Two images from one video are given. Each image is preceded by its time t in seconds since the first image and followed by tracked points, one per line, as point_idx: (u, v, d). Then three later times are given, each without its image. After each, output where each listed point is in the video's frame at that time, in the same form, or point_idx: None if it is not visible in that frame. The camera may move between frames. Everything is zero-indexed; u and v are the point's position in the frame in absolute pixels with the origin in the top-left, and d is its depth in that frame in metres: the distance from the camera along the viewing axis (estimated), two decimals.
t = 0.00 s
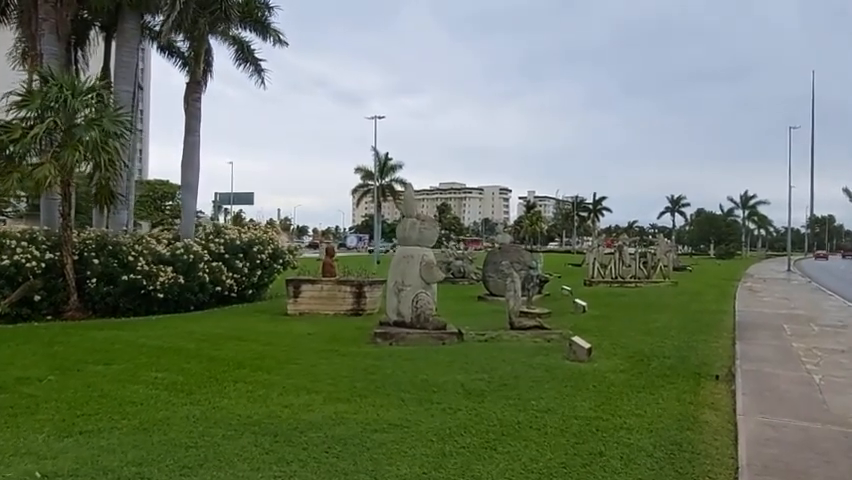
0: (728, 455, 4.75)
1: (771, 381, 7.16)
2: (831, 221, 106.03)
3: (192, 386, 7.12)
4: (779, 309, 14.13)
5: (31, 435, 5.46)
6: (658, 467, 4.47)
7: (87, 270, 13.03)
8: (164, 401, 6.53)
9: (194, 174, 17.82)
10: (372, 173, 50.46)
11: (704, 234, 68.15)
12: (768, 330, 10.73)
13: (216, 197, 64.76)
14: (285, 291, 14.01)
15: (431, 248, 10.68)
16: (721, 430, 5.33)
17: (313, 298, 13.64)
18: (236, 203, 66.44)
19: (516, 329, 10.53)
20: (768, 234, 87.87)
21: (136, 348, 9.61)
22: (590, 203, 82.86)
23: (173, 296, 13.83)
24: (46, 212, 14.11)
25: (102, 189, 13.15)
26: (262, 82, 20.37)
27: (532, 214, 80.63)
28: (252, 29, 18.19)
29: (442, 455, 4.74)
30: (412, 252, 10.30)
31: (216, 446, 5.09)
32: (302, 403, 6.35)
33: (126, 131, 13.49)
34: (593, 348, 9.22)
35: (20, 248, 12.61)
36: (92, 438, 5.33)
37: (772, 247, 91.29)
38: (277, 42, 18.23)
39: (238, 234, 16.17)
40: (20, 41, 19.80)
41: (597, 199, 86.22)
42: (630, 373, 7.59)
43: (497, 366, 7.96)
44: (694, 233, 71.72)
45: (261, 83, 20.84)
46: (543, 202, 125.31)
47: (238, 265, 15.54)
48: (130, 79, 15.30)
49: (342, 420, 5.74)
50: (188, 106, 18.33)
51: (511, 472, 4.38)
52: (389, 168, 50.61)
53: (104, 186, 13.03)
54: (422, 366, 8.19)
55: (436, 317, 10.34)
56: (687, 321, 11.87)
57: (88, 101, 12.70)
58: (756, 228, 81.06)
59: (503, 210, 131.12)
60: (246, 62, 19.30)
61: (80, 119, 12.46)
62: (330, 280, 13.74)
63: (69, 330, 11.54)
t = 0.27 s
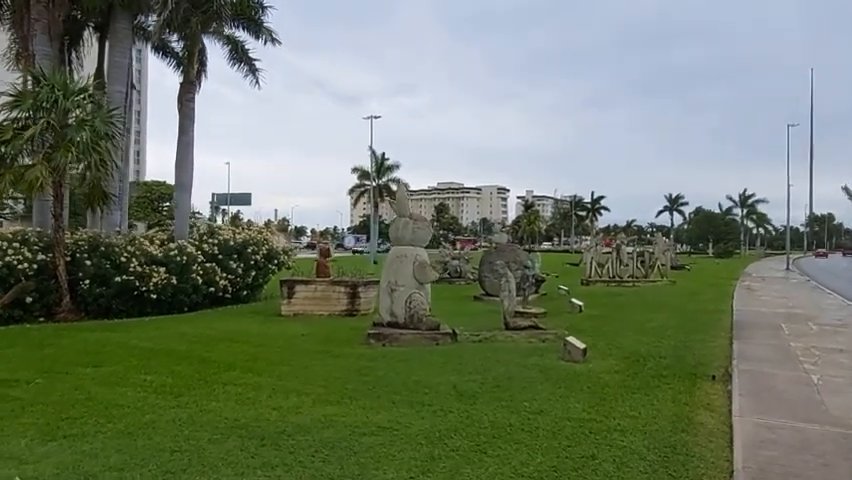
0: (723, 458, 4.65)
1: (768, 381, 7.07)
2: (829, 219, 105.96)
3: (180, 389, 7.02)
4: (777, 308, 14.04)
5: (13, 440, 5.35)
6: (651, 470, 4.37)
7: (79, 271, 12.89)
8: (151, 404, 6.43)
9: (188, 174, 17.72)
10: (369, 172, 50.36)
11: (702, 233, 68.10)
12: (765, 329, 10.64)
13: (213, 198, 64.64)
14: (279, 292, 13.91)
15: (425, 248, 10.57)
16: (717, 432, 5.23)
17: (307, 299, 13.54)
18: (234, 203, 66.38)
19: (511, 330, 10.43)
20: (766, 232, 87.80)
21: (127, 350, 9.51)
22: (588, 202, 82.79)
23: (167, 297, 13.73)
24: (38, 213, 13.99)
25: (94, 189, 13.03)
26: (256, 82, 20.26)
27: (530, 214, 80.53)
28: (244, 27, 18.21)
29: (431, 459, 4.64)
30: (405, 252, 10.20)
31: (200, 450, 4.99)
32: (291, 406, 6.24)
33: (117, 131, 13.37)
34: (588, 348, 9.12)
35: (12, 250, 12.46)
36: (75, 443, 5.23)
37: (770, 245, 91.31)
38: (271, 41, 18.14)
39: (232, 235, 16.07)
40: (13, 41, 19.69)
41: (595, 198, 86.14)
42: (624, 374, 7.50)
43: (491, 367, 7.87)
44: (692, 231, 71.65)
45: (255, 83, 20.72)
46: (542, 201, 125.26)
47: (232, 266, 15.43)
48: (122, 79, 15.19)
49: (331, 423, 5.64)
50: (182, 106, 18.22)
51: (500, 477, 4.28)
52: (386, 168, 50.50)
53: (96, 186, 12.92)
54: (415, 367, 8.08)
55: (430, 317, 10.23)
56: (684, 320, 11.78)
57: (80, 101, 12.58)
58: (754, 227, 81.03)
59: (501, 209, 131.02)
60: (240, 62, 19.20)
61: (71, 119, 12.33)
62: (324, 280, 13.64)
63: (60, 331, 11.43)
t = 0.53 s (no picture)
0: (716, 462, 4.52)
1: (764, 382, 6.94)
2: (831, 219, 105.73)
3: (166, 391, 6.90)
4: (776, 307, 13.92)
5: None
6: (641, 475, 4.24)
7: (70, 272, 12.84)
8: (134, 408, 6.31)
9: (184, 174, 17.62)
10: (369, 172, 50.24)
11: (704, 233, 67.94)
12: (763, 329, 10.51)
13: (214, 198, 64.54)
14: (274, 292, 13.79)
15: (420, 248, 10.45)
16: (710, 435, 5.10)
17: (302, 299, 13.43)
18: (234, 204, 66.26)
19: (507, 330, 10.30)
20: (768, 232, 87.59)
21: (117, 352, 9.39)
22: (589, 202, 82.64)
23: (160, 298, 13.65)
24: (30, 214, 13.90)
25: (86, 189, 12.92)
26: (253, 81, 20.16)
27: (531, 214, 80.37)
28: (240, 27, 18.16)
29: (415, 464, 4.51)
30: (400, 252, 10.06)
31: (180, 456, 4.87)
32: (277, 409, 6.12)
33: (109, 130, 13.26)
34: (584, 349, 8.99)
35: (3, 251, 12.37)
36: (52, 448, 5.10)
37: (772, 246, 91.14)
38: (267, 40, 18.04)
39: (228, 235, 15.97)
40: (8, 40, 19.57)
41: (597, 198, 85.98)
42: (619, 375, 7.37)
43: (483, 368, 7.74)
44: (693, 232, 71.47)
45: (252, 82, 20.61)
46: (543, 202, 125.11)
47: (228, 267, 15.32)
48: (115, 78, 15.09)
49: (316, 427, 5.52)
50: (178, 106, 18.11)
51: None
52: (386, 168, 50.39)
53: (87, 186, 12.81)
54: (407, 368, 7.96)
55: (425, 318, 10.10)
56: (682, 320, 11.65)
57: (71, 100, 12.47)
58: (756, 227, 80.83)
59: (503, 210, 130.85)
60: (236, 61, 19.10)
61: (62, 118, 12.22)
62: (320, 281, 13.53)
63: (51, 333, 11.33)
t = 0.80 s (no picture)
0: (707, 470, 4.35)
1: (758, 385, 6.77)
2: (830, 219, 105.49)
3: (146, 395, 6.73)
4: (774, 308, 13.74)
5: None
6: None
7: (58, 272, 12.77)
8: (111, 412, 6.14)
9: (176, 173, 17.46)
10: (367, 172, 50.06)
11: (703, 233, 67.76)
12: (760, 330, 10.33)
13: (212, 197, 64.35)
14: (265, 293, 13.62)
15: (411, 247, 10.28)
16: (701, 441, 4.93)
17: (294, 300, 13.27)
18: (232, 203, 66.07)
19: (500, 331, 10.11)
20: (767, 232, 87.37)
21: (101, 354, 9.21)
22: (589, 202, 82.45)
23: (150, 298, 13.54)
24: (18, 213, 13.77)
25: (74, 188, 12.78)
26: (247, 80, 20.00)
27: (530, 213, 80.14)
28: (233, 24, 17.99)
29: (393, 472, 4.34)
30: (390, 252, 9.89)
31: (151, 463, 4.69)
32: (257, 413, 5.94)
33: (97, 128, 13.12)
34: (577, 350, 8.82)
35: None
36: (20, 455, 4.93)
37: (771, 245, 90.96)
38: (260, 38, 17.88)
39: (220, 235, 15.82)
40: None
41: (596, 198, 85.77)
42: (611, 378, 7.19)
43: (472, 371, 7.56)
44: (693, 231, 71.28)
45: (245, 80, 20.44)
46: (543, 201, 124.89)
47: (220, 267, 15.20)
48: (105, 76, 14.95)
49: (296, 432, 5.34)
50: (170, 104, 17.94)
51: None
52: (384, 167, 50.22)
53: (75, 185, 12.67)
54: (394, 370, 7.79)
55: (416, 319, 9.92)
56: (678, 321, 11.47)
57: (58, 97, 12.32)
58: (756, 226, 80.62)
59: (502, 210, 130.56)
60: (230, 60, 18.92)
61: (49, 116, 12.07)
62: (312, 281, 13.36)
63: (37, 334, 11.17)
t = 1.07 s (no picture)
0: None
1: (756, 388, 6.57)
2: (830, 218, 105.25)
3: (125, 398, 6.52)
4: (773, 308, 13.54)
5: None
6: None
7: (46, 272, 12.64)
8: (87, 416, 5.93)
9: (168, 171, 17.29)
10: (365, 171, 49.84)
11: (702, 232, 67.55)
12: (759, 331, 10.13)
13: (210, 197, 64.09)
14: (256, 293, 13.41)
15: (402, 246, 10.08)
16: (697, 448, 4.73)
17: (285, 300, 13.07)
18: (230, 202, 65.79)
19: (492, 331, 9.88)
20: (767, 231, 87.13)
21: (84, 355, 9.00)
22: (588, 201, 82.23)
23: (140, 298, 13.43)
24: (5, 212, 13.60)
25: (62, 187, 12.60)
26: (241, 77, 19.80)
27: (529, 213, 79.87)
28: (226, 22, 17.78)
29: None
30: (381, 251, 9.70)
31: (122, 471, 4.49)
32: (238, 416, 5.74)
33: (86, 126, 12.94)
34: (571, 351, 8.62)
35: None
36: None
37: (771, 245, 90.77)
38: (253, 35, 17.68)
39: (212, 234, 15.67)
40: None
41: (595, 197, 85.55)
42: (605, 380, 6.99)
43: (463, 373, 7.35)
44: (692, 231, 71.06)
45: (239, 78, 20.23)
46: (542, 201, 124.62)
47: (211, 266, 15.09)
48: (95, 73, 14.77)
49: (275, 438, 5.14)
50: (162, 103, 17.74)
51: None
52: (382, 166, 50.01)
53: (62, 183, 12.48)
54: (383, 372, 7.59)
55: (407, 320, 9.72)
56: (675, 321, 11.28)
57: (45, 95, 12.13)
58: (755, 226, 80.40)
59: (501, 210, 130.33)
60: (223, 57, 18.72)
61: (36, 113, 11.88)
62: (304, 281, 13.17)
63: (23, 335, 10.98)
